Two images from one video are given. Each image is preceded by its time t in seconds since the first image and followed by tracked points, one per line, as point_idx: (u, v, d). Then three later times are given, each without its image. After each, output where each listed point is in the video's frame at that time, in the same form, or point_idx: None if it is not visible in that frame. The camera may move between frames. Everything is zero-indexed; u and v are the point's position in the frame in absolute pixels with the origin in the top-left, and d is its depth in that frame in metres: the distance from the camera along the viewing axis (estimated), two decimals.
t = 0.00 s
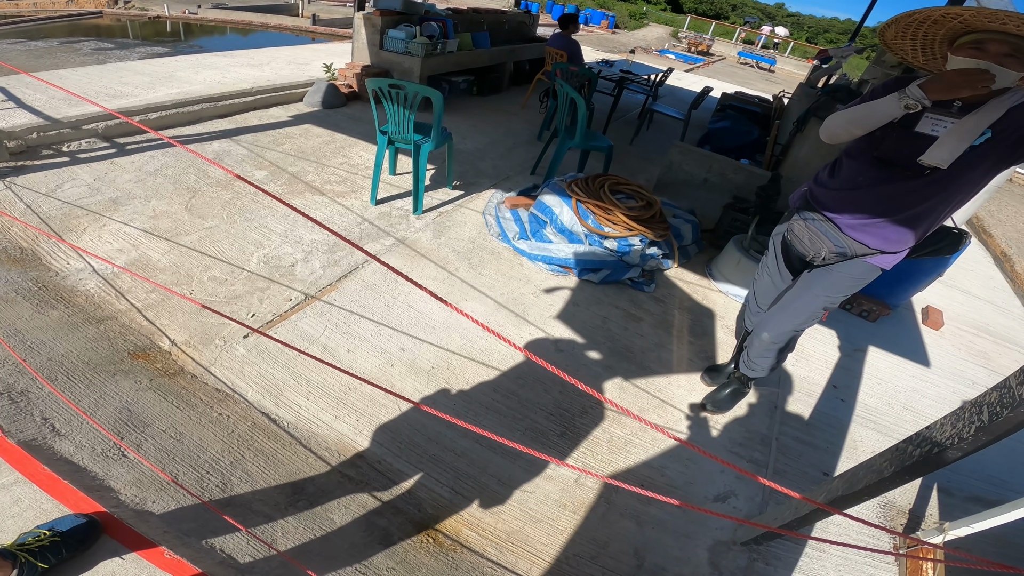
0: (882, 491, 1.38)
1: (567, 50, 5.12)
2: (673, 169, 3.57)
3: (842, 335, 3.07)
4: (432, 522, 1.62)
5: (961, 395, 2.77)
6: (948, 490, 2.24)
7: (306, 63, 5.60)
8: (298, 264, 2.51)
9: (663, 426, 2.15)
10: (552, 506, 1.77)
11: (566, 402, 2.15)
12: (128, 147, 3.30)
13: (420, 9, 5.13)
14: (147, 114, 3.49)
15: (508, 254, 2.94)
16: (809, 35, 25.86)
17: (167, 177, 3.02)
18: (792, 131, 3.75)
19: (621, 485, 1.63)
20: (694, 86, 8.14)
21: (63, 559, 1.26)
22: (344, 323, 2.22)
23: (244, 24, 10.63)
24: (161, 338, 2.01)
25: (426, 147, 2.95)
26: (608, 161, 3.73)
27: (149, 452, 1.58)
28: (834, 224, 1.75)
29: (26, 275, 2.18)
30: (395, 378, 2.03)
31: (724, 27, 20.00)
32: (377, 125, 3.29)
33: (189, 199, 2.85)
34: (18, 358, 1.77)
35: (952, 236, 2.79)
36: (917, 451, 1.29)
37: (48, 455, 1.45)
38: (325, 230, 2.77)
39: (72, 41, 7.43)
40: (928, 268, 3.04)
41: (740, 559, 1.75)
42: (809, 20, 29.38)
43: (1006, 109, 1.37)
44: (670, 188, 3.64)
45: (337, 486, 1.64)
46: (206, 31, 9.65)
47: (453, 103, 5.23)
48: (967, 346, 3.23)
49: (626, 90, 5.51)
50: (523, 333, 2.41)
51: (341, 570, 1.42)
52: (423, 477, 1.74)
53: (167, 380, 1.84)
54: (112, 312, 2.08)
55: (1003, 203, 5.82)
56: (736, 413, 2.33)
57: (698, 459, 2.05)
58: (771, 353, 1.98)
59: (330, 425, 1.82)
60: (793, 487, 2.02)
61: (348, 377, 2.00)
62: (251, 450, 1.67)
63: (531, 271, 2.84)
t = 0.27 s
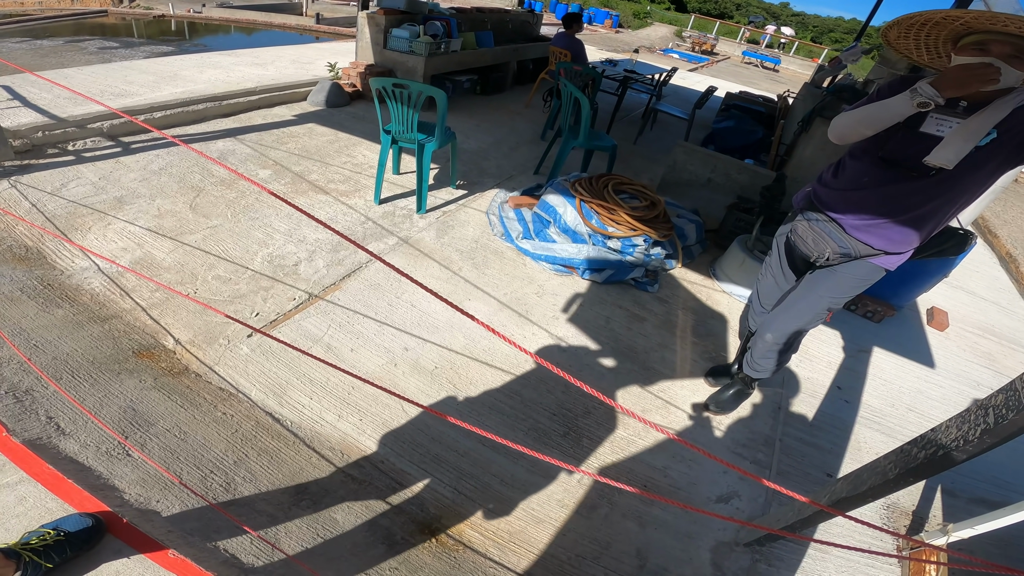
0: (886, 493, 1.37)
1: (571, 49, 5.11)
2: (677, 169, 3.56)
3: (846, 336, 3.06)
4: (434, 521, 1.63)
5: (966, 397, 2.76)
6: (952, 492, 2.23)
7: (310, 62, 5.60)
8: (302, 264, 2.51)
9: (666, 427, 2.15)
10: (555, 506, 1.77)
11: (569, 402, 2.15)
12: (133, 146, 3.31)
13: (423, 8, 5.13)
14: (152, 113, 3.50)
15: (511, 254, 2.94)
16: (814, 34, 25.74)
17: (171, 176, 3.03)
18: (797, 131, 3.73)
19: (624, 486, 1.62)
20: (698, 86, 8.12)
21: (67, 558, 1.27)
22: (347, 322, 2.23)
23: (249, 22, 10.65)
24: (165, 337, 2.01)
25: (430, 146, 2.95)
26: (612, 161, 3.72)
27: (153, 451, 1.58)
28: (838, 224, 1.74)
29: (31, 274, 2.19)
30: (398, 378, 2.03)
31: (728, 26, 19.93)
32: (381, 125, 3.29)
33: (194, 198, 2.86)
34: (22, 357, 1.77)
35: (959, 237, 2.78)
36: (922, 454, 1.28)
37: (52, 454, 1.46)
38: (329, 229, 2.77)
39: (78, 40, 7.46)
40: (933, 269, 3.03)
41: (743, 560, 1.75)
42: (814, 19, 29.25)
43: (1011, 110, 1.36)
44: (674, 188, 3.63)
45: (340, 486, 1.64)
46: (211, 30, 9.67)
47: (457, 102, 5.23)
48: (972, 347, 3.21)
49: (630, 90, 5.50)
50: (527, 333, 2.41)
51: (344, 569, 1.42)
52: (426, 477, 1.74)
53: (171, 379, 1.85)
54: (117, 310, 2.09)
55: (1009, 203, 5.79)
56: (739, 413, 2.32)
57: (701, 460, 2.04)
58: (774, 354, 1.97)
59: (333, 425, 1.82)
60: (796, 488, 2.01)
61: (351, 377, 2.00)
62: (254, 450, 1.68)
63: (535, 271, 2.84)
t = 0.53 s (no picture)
0: (890, 495, 1.37)
1: (574, 49, 5.11)
2: (680, 168, 3.55)
3: (849, 337, 3.05)
4: (436, 521, 1.63)
5: (970, 398, 2.75)
6: (955, 493, 2.22)
7: (313, 61, 5.60)
8: (305, 263, 2.51)
9: (669, 427, 2.14)
10: (557, 507, 1.77)
11: (572, 403, 2.14)
12: (136, 145, 3.31)
13: (426, 8, 5.13)
14: (155, 112, 3.51)
15: (514, 253, 2.94)
16: (817, 33, 25.65)
17: (175, 175, 3.03)
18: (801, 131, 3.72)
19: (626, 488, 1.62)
20: (701, 85, 8.10)
21: (74, 558, 1.27)
22: (350, 322, 2.22)
23: (252, 22, 10.65)
24: (168, 336, 2.02)
25: (433, 145, 2.95)
26: (614, 160, 3.71)
27: (156, 451, 1.58)
28: (843, 225, 1.73)
29: (34, 273, 2.19)
30: (400, 378, 2.03)
31: (731, 25, 19.89)
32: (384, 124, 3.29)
33: (197, 197, 2.86)
34: (26, 356, 1.78)
35: (962, 237, 2.73)
36: (927, 456, 1.28)
37: (56, 454, 1.46)
38: (331, 229, 2.77)
39: (82, 39, 7.48)
40: (937, 269, 3.01)
41: (746, 561, 1.75)
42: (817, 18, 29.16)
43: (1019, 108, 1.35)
44: (677, 188, 3.62)
45: (342, 486, 1.64)
46: (214, 29, 9.67)
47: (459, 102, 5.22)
48: (976, 348, 3.20)
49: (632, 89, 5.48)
50: (529, 333, 2.41)
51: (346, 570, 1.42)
52: (428, 478, 1.73)
53: (174, 379, 1.85)
54: (120, 310, 2.09)
55: (1014, 204, 5.77)
56: (742, 414, 2.32)
57: (704, 461, 2.04)
58: (778, 355, 1.97)
59: (335, 424, 1.82)
60: (800, 490, 2.01)
61: (353, 377, 2.00)
62: (257, 450, 1.68)
63: (537, 271, 2.83)
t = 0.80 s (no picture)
0: (890, 494, 1.36)
1: (575, 47, 5.10)
2: (682, 167, 3.55)
3: (851, 336, 3.04)
4: (436, 520, 1.62)
5: (971, 397, 2.74)
6: (957, 493, 2.21)
7: (314, 60, 5.60)
8: (305, 261, 2.51)
9: (670, 426, 2.14)
10: (557, 506, 1.76)
11: (572, 401, 2.14)
12: (138, 143, 3.31)
13: (428, 6, 5.13)
14: (156, 111, 3.51)
15: (515, 252, 2.93)
16: (820, 33, 25.59)
17: (176, 173, 3.03)
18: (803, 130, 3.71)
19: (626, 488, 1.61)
20: (703, 85, 8.09)
21: (72, 556, 1.27)
22: (350, 320, 2.22)
23: (253, 21, 10.66)
24: (168, 334, 2.02)
25: (434, 144, 2.95)
26: (616, 159, 3.70)
27: (156, 449, 1.59)
28: (845, 224, 1.73)
29: (35, 271, 2.19)
30: (400, 376, 2.03)
31: (733, 25, 19.85)
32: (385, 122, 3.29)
33: (198, 195, 2.86)
34: (26, 353, 1.78)
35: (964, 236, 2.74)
36: (928, 455, 1.27)
37: (55, 451, 1.46)
38: (332, 227, 2.77)
39: (83, 37, 7.48)
40: (939, 269, 3.01)
41: (746, 561, 1.74)
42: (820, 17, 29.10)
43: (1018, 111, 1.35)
44: (678, 187, 3.61)
45: (342, 484, 1.64)
46: (216, 28, 9.68)
47: (461, 101, 5.22)
48: (978, 348, 3.19)
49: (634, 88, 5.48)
50: (530, 331, 2.40)
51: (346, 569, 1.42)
52: (428, 476, 1.73)
53: (174, 377, 1.85)
54: (121, 308, 2.09)
55: (1016, 204, 5.75)
56: (743, 413, 2.31)
57: (704, 460, 2.03)
58: (779, 354, 1.96)
59: (335, 422, 1.82)
60: (801, 489, 2.00)
61: (353, 375, 2.00)
62: (257, 448, 1.68)
63: (538, 269, 2.83)
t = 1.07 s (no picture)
0: (890, 494, 1.36)
1: (576, 46, 5.09)
2: (683, 166, 3.54)
3: (851, 335, 3.03)
4: (435, 519, 1.62)
5: (972, 397, 2.73)
6: (957, 493, 2.21)
7: (315, 59, 5.60)
8: (305, 260, 2.51)
9: (669, 425, 2.13)
10: (556, 505, 1.76)
11: (571, 400, 2.14)
12: (138, 142, 3.32)
13: (428, 5, 5.12)
14: (157, 110, 3.51)
15: (515, 251, 2.93)
16: (821, 33, 25.55)
17: (176, 172, 3.04)
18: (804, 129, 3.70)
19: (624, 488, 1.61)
20: (703, 84, 8.08)
21: (69, 554, 1.27)
22: (349, 319, 2.22)
23: (254, 20, 10.66)
24: (167, 332, 2.02)
25: (434, 143, 2.95)
26: (616, 158, 3.70)
27: (154, 448, 1.58)
28: (845, 223, 1.73)
29: (35, 270, 2.19)
30: (399, 374, 2.03)
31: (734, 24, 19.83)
32: (385, 121, 3.28)
33: (198, 193, 2.87)
34: (25, 352, 1.78)
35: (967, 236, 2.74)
36: (928, 454, 1.27)
37: (53, 450, 1.47)
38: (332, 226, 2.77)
39: (84, 37, 7.49)
40: (940, 268, 3.00)
41: (745, 560, 1.74)
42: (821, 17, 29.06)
43: None
44: (679, 186, 3.61)
45: (340, 483, 1.64)
46: (217, 27, 9.69)
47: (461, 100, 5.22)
48: (979, 347, 3.18)
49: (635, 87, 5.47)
50: (530, 330, 2.40)
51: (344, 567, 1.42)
52: (427, 475, 1.73)
53: (173, 374, 1.85)
54: (120, 306, 2.09)
55: (1017, 203, 5.74)
56: (743, 412, 2.31)
57: (704, 459, 2.03)
58: (779, 354, 1.96)
59: (334, 421, 1.82)
60: (800, 489, 2.00)
61: (352, 373, 2.00)
62: (255, 446, 1.68)
63: (538, 268, 2.83)
